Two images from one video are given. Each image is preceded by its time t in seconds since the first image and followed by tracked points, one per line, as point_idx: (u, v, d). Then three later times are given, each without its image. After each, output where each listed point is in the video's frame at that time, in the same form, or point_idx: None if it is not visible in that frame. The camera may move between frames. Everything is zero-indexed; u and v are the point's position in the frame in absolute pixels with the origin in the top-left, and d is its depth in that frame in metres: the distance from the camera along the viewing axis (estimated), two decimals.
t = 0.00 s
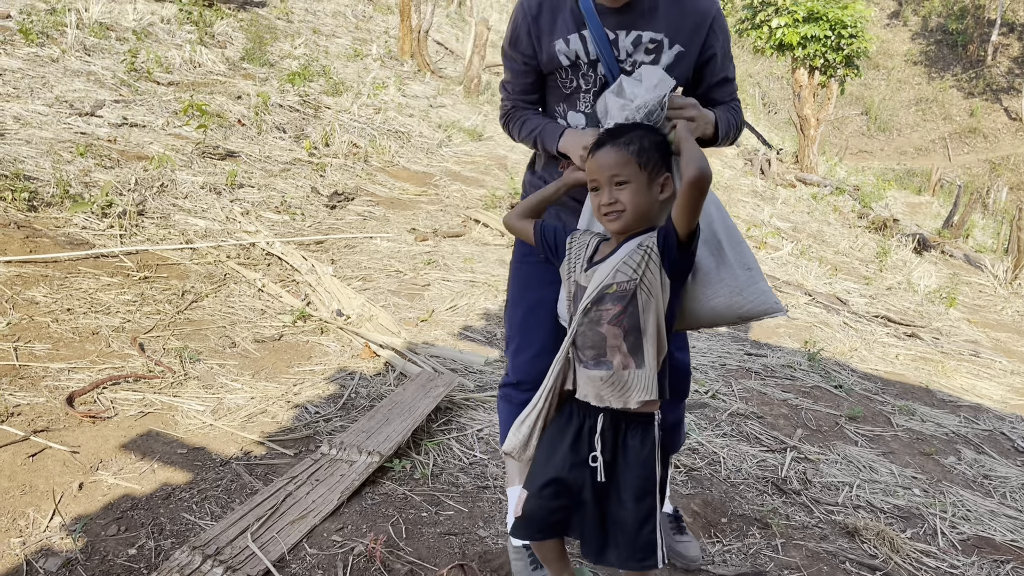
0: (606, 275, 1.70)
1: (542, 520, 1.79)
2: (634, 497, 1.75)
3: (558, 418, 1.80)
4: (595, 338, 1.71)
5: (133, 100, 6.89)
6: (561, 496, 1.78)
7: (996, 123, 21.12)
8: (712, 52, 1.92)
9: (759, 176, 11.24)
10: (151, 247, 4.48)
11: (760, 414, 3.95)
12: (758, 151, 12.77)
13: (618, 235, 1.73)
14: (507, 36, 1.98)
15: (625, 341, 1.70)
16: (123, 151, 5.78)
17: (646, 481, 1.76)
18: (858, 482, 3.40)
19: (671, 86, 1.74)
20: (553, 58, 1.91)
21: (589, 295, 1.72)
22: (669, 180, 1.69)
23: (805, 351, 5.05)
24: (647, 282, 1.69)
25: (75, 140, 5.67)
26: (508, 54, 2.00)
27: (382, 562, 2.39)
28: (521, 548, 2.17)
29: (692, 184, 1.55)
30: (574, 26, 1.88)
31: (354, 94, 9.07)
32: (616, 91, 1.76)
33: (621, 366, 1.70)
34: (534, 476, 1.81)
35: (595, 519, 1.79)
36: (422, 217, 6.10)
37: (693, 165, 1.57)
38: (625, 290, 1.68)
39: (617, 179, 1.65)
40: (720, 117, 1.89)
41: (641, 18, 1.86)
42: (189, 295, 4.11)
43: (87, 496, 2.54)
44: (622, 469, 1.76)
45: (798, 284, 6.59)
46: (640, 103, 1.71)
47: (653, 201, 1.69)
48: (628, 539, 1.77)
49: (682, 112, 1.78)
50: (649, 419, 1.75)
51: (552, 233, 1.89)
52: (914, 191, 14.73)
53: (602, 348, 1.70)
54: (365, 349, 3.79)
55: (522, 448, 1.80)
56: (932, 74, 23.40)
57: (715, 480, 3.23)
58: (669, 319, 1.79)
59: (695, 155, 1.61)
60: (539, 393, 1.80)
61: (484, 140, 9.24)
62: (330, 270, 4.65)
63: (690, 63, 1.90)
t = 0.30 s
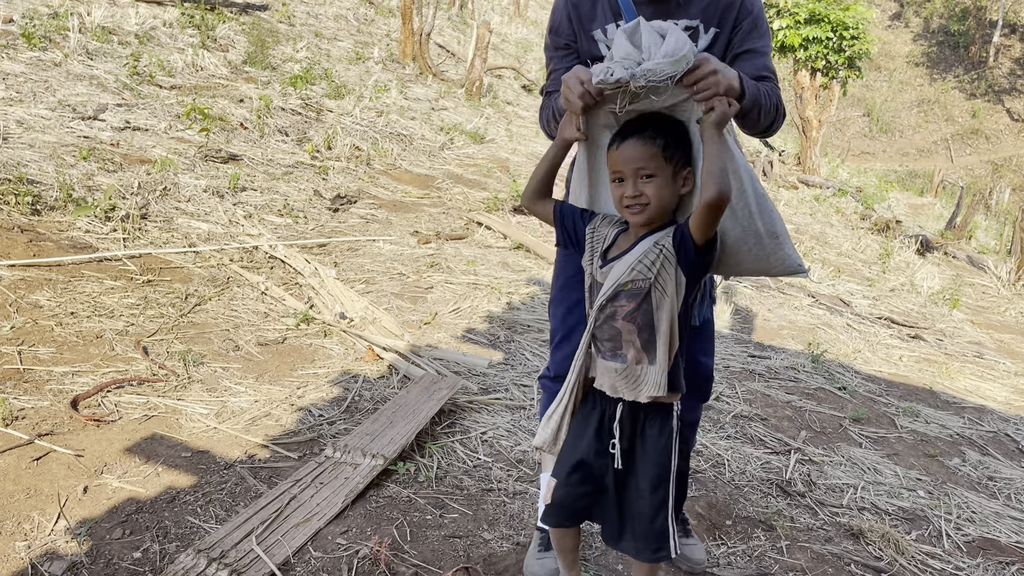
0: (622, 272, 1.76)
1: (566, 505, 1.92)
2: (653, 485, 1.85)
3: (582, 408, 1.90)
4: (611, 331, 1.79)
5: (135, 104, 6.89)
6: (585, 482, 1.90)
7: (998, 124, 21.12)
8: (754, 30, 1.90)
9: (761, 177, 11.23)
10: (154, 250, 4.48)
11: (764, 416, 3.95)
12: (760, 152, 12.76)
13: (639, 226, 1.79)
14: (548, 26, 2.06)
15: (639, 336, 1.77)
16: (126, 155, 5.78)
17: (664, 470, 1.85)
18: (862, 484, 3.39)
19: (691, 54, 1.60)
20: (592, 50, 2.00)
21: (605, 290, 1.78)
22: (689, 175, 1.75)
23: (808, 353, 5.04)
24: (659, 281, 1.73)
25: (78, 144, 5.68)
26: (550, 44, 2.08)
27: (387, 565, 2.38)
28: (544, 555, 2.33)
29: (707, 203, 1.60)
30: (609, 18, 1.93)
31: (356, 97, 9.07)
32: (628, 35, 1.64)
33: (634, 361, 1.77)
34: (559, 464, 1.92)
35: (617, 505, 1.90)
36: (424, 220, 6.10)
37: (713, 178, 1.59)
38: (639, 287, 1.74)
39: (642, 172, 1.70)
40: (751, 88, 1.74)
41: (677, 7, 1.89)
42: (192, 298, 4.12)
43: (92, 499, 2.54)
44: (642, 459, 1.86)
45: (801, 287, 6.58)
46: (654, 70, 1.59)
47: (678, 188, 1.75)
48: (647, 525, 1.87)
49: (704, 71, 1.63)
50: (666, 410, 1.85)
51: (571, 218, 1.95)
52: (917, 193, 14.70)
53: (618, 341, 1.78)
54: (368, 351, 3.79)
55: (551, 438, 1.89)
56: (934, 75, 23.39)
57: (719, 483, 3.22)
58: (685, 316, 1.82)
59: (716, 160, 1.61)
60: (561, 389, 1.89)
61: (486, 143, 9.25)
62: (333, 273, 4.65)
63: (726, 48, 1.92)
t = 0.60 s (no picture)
0: (614, 281, 1.81)
1: (571, 520, 1.96)
2: (644, 495, 1.86)
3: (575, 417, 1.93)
4: (598, 340, 1.84)
5: (136, 106, 6.90)
6: (587, 497, 1.93)
7: (998, 125, 21.13)
8: (756, 43, 1.92)
9: (762, 178, 11.23)
10: (155, 253, 4.48)
11: (766, 418, 3.94)
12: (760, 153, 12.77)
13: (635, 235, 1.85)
14: (550, 29, 2.06)
15: (625, 347, 1.82)
16: (126, 158, 5.79)
17: (654, 478, 1.86)
18: (864, 485, 3.39)
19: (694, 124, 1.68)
20: (595, 54, 1.99)
21: (597, 297, 1.83)
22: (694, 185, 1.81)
23: (809, 354, 5.04)
24: (649, 287, 1.78)
25: (78, 147, 5.68)
26: (552, 48, 2.07)
27: (389, 567, 2.38)
28: (549, 563, 2.32)
29: (715, 241, 1.67)
30: (614, 23, 1.94)
31: (356, 99, 9.08)
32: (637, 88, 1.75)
33: (619, 372, 1.81)
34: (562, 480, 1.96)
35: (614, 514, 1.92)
36: (425, 222, 6.10)
37: (726, 222, 1.67)
38: (631, 296, 1.79)
39: (644, 173, 1.74)
40: (751, 122, 1.80)
41: (681, 13, 1.90)
42: (193, 300, 4.12)
43: (94, 502, 2.54)
44: (632, 467, 1.87)
45: (802, 288, 6.58)
46: (667, 113, 1.67)
47: (676, 198, 1.79)
48: (641, 535, 1.88)
49: (710, 142, 1.71)
50: (654, 418, 1.85)
51: (562, 244, 1.96)
52: (917, 194, 14.71)
53: (604, 350, 1.83)
54: (369, 354, 3.80)
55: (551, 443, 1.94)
56: (933, 76, 23.42)
57: (721, 484, 3.22)
58: (676, 332, 1.86)
59: (729, 207, 1.70)
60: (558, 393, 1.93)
61: (486, 145, 9.25)
62: (334, 275, 4.65)
63: (730, 59, 1.93)
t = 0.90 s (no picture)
0: (592, 289, 1.83)
1: (547, 532, 1.97)
2: (618, 511, 1.86)
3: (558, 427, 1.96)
4: (576, 347, 1.87)
5: (134, 108, 6.89)
6: (566, 510, 1.95)
7: (995, 126, 21.19)
8: (734, 50, 1.93)
9: (760, 179, 11.25)
10: (153, 255, 4.48)
11: (765, 419, 3.95)
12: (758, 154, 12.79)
13: (615, 248, 1.86)
14: (523, 34, 2.05)
15: (599, 355, 1.84)
16: (124, 160, 5.78)
17: (628, 494, 1.86)
18: (863, 485, 3.39)
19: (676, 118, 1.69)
20: (570, 59, 2.00)
21: (576, 304, 1.85)
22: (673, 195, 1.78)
23: (808, 355, 5.04)
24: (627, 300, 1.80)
25: (76, 149, 5.67)
26: (526, 51, 2.07)
27: (388, 569, 2.38)
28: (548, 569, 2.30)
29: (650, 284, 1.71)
30: (587, 28, 1.94)
31: (354, 100, 9.08)
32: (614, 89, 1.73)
33: (590, 382, 1.84)
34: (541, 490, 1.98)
35: (587, 530, 1.91)
36: (423, 223, 6.10)
37: (662, 263, 1.69)
38: (609, 305, 1.81)
39: (617, 190, 1.73)
40: (731, 137, 1.81)
41: (655, 19, 1.89)
42: (192, 302, 4.11)
43: (92, 504, 2.54)
44: (607, 482, 1.87)
45: (800, 289, 6.59)
46: (643, 112, 1.65)
47: (654, 211, 1.78)
48: (611, 554, 1.88)
49: (686, 149, 1.66)
50: (633, 433, 1.86)
51: (545, 252, 2.01)
52: (915, 195, 14.76)
53: (580, 357, 1.86)
54: (368, 355, 3.80)
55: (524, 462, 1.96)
56: (931, 77, 23.48)
57: (720, 485, 3.22)
58: (654, 345, 1.88)
59: (671, 244, 1.69)
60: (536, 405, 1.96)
61: (485, 147, 9.26)
62: (333, 276, 4.64)
63: (705, 66, 1.94)
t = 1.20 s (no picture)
0: (598, 309, 1.82)
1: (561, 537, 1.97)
2: (637, 517, 1.86)
3: (568, 435, 1.95)
4: (586, 368, 1.87)
5: (129, 109, 6.88)
6: (572, 511, 1.95)
7: (989, 128, 21.28)
8: (700, 47, 1.87)
9: (756, 181, 11.26)
10: (148, 256, 4.46)
11: (760, 420, 3.95)
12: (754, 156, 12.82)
13: (603, 273, 1.86)
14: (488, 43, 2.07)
15: (605, 380, 1.85)
16: (119, 161, 5.76)
17: (646, 501, 1.86)
18: (858, 487, 3.40)
19: (650, 154, 1.63)
20: (535, 65, 2.00)
21: (581, 326, 1.84)
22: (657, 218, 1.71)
23: (803, 357, 5.05)
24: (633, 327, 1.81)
25: (71, 150, 5.66)
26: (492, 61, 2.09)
27: (383, 571, 2.38)
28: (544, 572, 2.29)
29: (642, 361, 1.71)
30: (550, 33, 1.93)
31: (350, 102, 9.07)
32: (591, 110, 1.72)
33: (597, 406, 1.85)
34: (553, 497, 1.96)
35: (600, 535, 1.90)
36: (419, 224, 6.10)
37: (649, 344, 1.69)
38: (613, 330, 1.82)
39: (597, 229, 1.72)
40: (709, 159, 1.73)
41: (615, 19, 1.87)
42: (187, 304, 4.10)
43: (86, 507, 2.53)
44: (623, 489, 1.87)
45: (795, 290, 6.60)
46: (611, 151, 1.62)
47: (640, 239, 1.77)
48: (631, 560, 1.87)
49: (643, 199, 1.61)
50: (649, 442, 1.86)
51: (538, 274, 2.03)
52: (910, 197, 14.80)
53: (591, 379, 1.87)
54: (363, 357, 3.79)
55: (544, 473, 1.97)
56: (926, 80, 23.57)
57: (715, 487, 3.23)
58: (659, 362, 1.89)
59: (652, 326, 1.69)
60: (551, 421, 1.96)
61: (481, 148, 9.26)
62: (328, 278, 4.64)
63: (672, 64, 1.90)
